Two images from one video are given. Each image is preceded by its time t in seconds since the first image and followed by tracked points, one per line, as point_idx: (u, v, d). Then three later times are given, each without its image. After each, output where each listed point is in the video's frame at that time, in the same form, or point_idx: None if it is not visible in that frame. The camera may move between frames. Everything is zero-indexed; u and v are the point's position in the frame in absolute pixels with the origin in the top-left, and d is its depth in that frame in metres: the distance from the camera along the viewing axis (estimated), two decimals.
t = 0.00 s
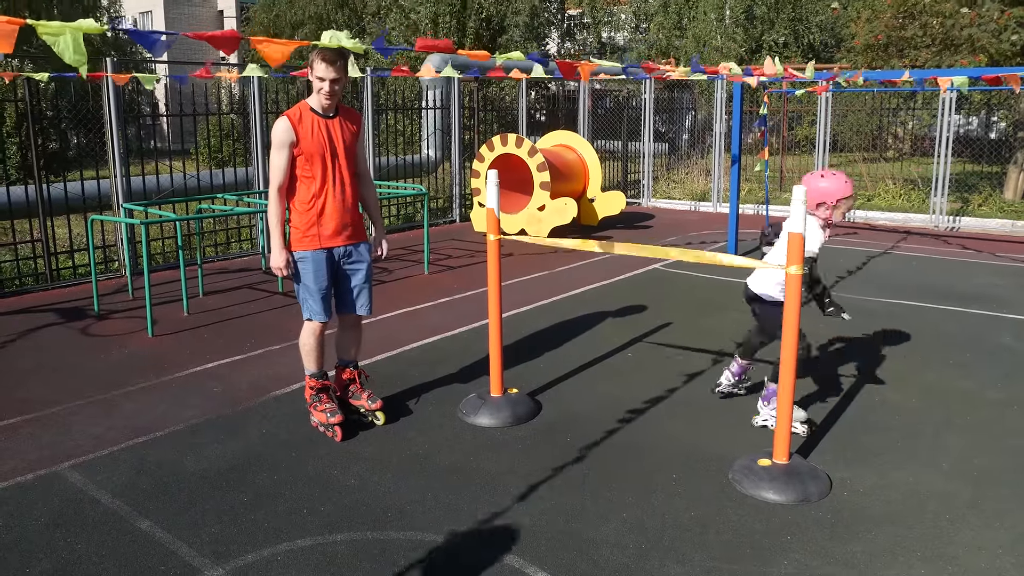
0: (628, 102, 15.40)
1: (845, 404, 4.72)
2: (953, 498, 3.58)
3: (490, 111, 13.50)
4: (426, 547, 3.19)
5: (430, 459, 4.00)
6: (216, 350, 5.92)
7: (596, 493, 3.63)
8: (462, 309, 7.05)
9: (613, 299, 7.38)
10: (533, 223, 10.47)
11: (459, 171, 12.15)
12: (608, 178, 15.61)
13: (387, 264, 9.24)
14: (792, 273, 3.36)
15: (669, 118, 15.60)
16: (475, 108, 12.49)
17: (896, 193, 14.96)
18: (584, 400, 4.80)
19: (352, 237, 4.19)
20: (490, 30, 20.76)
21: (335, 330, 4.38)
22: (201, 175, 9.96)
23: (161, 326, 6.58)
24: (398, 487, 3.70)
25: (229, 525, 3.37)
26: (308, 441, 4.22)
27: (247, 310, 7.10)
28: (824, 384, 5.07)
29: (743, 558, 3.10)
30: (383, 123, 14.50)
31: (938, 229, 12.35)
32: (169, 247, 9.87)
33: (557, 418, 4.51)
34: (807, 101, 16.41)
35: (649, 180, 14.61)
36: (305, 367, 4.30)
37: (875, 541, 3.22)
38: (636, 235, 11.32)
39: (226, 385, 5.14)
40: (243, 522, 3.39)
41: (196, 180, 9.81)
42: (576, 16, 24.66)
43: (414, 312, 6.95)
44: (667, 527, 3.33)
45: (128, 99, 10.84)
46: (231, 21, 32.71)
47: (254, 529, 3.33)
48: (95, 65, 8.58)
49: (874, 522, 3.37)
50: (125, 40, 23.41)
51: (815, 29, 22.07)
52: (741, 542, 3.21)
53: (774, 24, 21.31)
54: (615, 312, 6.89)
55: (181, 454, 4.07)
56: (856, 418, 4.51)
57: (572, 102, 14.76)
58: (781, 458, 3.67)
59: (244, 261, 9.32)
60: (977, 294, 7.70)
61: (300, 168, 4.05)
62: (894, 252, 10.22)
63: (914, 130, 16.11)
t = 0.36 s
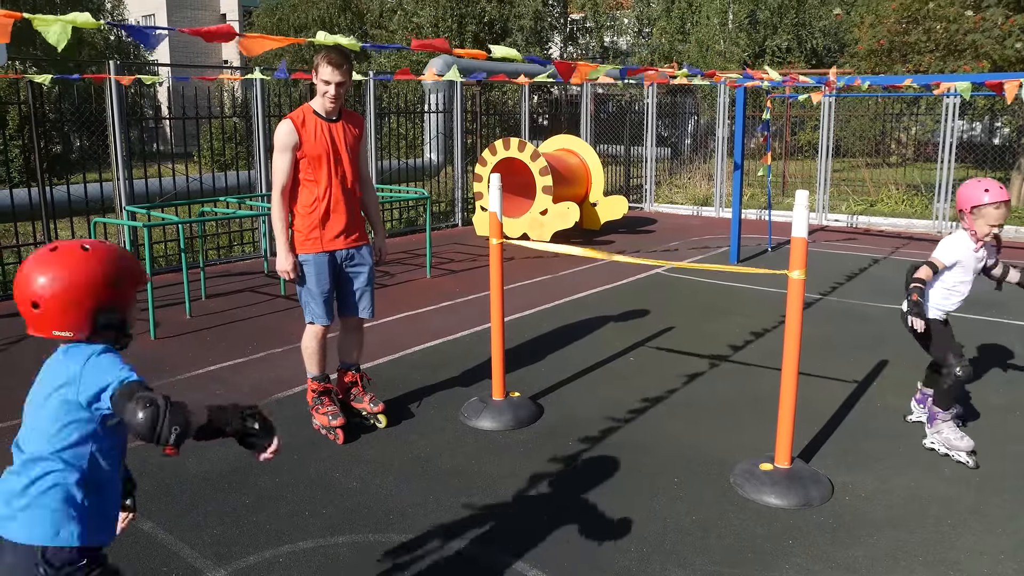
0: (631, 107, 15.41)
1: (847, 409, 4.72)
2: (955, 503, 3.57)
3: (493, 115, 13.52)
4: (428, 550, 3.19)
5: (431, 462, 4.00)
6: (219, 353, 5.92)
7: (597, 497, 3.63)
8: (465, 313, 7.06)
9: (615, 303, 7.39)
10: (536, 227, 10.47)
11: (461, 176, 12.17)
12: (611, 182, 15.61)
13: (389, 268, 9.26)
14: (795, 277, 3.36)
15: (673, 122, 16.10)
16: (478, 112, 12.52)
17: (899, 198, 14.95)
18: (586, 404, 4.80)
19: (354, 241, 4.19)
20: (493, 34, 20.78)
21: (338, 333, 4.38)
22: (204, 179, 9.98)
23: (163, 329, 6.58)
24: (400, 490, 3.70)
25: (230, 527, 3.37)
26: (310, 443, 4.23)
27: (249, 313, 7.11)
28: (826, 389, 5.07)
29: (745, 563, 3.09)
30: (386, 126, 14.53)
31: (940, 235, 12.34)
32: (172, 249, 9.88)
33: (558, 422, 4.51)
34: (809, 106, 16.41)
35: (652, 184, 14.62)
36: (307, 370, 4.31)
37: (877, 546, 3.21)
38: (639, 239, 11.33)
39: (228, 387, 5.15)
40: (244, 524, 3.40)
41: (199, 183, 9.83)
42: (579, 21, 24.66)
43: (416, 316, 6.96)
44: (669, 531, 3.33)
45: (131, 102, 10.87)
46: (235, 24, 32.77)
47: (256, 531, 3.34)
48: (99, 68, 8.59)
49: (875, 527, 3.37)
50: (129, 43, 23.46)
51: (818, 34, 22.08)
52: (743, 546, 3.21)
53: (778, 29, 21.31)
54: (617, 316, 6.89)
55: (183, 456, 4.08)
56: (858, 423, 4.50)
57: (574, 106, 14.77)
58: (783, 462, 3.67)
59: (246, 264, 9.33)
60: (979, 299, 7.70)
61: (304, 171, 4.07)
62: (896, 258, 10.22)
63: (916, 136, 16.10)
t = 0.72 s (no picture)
0: (632, 102, 15.37)
1: (848, 405, 4.71)
2: (957, 499, 3.57)
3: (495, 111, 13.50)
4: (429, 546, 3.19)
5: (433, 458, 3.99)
6: (220, 348, 5.93)
7: (600, 493, 3.63)
8: (466, 309, 7.06)
9: (616, 299, 7.38)
10: (537, 223, 10.36)
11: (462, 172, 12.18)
12: (612, 179, 15.59)
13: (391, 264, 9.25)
14: (796, 273, 3.36)
15: (673, 118, 15.75)
16: (479, 108, 12.50)
17: (901, 194, 14.92)
18: (588, 399, 4.80)
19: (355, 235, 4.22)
20: (494, 29, 20.71)
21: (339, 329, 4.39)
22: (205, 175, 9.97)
23: (165, 324, 6.59)
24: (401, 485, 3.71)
25: (232, 522, 3.38)
26: (311, 439, 4.23)
27: (251, 309, 7.11)
28: (827, 385, 5.06)
29: (746, 559, 3.09)
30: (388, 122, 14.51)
31: (942, 231, 12.32)
32: (173, 245, 9.88)
33: (560, 418, 4.51)
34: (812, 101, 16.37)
35: (653, 180, 14.60)
36: (310, 365, 4.31)
37: (878, 542, 3.21)
38: (640, 235, 11.32)
39: (229, 382, 5.15)
40: (246, 519, 3.40)
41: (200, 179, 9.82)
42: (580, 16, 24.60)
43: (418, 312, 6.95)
44: (670, 526, 3.33)
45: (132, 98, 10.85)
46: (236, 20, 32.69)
47: (258, 526, 3.34)
48: (100, 64, 8.57)
49: (876, 522, 3.36)
50: (130, 39, 23.42)
51: (820, 30, 22.01)
52: (744, 541, 3.21)
53: (780, 25, 21.23)
54: (619, 312, 6.88)
55: (185, 451, 4.08)
56: (860, 419, 4.50)
57: (576, 102, 14.74)
58: (785, 458, 3.66)
59: (248, 260, 9.34)
60: (981, 295, 7.69)
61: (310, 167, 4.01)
62: (897, 254, 10.20)
63: (918, 132, 16.06)
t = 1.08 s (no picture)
0: (633, 103, 15.35)
1: (848, 407, 4.70)
2: (958, 501, 3.56)
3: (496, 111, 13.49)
4: (429, 547, 3.18)
5: (433, 459, 3.99)
6: (220, 348, 5.92)
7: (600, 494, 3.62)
8: (467, 309, 7.05)
9: (617, 299, 7.37)
10: (538, 223, 10.45)
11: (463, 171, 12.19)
12: (613, 179, 15.59)
13: (392, 263, 9.25)
14: (797, 275, 3.35)
15: (675, 119, 15.78)
16: (480, 108, 12.49)
17: (901, 195, 14.90)
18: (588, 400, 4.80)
19: (357, 235, 4.23)
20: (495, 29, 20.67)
21: (340, 329, 4.39)
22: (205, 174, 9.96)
23: (165, 324, 6.58)
24: (401, 486, 3.70)
25: (231, 523, 3.37)
26: (311, 440, 4.22)
27: (250, 309, 7.10)
28: (828, 386, 5.05)
29: (746, 561, 3.08)
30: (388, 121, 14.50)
31: (943, 232, 12.31)
32: (174, 244, 9.87)
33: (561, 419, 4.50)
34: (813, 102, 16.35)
35: (654, 181, 14.59)
36: (310, 365, 4.31)
37: (879, 544, 3.20)
38: (641, 235, 11.31)
39: (229, 382, 5.14)
40: (245, 520, 3.39)
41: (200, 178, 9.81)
42: (582, 16, 24.56)
43: (418, 312, 6.95)
44: (671, 528, 3.32)
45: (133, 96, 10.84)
46: (238, 19, 32.65)
47: (257, 527, 3.33)
48: (100, 63, 8.56)
49: (877, 525, 3.35)
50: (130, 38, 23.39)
51: (821, 31, 21.99)
52: (745, 544, 3.20)
53: (781, 26, 21.21)
54: (620, 313, 6.87)
55: (184, 452, 4.07)
56: (860, 420, 4.49)
57: (577, 102, 14.74)
58: (785, 460, 3.66)
59: (248, 260, 9.33)
60: (981, 296, 7.68)
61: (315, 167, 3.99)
62: (898, 255, 10.20)
63: (919, 133, 16.05)
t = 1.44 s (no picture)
0: (632, 106, 15.38)
1: (847, 410, 4.71)
2: (956, 505, 3.56)
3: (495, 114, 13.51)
4: (427, 551, 3.17)
5: (432, 461, 3.99)
6: (219, 350, 5.92)
7: (598, 497, 3.62)
8: (466, 312, 7.05)
9: (616, 302, 7.38)
10: (537, 226, 10.45)
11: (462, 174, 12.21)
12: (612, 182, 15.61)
13: (391, 266, 9.25)
14: (796, 278, 3.35)
15: (673, 122, 15.79)
16: (479, 111, 12.51)
17: (900, 199, 14.91)
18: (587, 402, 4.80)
19: (357, 237, 4.23)
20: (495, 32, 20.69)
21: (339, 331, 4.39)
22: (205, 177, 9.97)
23: (164, 326, 6.58)
24: (400, 488, 3.70)
25: (229, 525, 3.36)
26: (310, 442, 4.22)
27: (249, 311, 7.10)
28: (827, 390, 5.06)
29: (745, 564, 3.08)
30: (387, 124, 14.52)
31: (941, 236, 12.33)
32: (173, 246, 9.87)
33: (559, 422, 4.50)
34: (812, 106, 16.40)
35: (653, 184, 14.61)
36: (309, 367, 4.30)
37: (878, 548, 3.20)
38: (640, 239, 11.32)
39: (227, 384, 5.14)
40: (244, 522, 3.39)
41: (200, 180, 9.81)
42: (580, 20, 24.61)
43: (417, 314, 6.95)
44: (670, 532, 3.32)
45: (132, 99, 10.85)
46: (237, 22, 32.66)
47: (256, 529, 3.33)
48: (100, 64, 8.56)
49: (877, 529, 3.35)
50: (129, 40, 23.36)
51: (820, 35, 22.05)
52: (743, 547, 3.20)
53: (780, 30, 21.32)
54: (619, 316, 6.88)
55: (183, 453, 4.07)
56: (859, 424, 4.49)
57: (576, 106, 14.76)
58: (785, 463, 3.66)
59: (247, 262, 9.33)
60: (980, 300, 7.70)
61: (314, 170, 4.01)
62: (896, 259, 10.21)
63: (917, 137, 16.10)
